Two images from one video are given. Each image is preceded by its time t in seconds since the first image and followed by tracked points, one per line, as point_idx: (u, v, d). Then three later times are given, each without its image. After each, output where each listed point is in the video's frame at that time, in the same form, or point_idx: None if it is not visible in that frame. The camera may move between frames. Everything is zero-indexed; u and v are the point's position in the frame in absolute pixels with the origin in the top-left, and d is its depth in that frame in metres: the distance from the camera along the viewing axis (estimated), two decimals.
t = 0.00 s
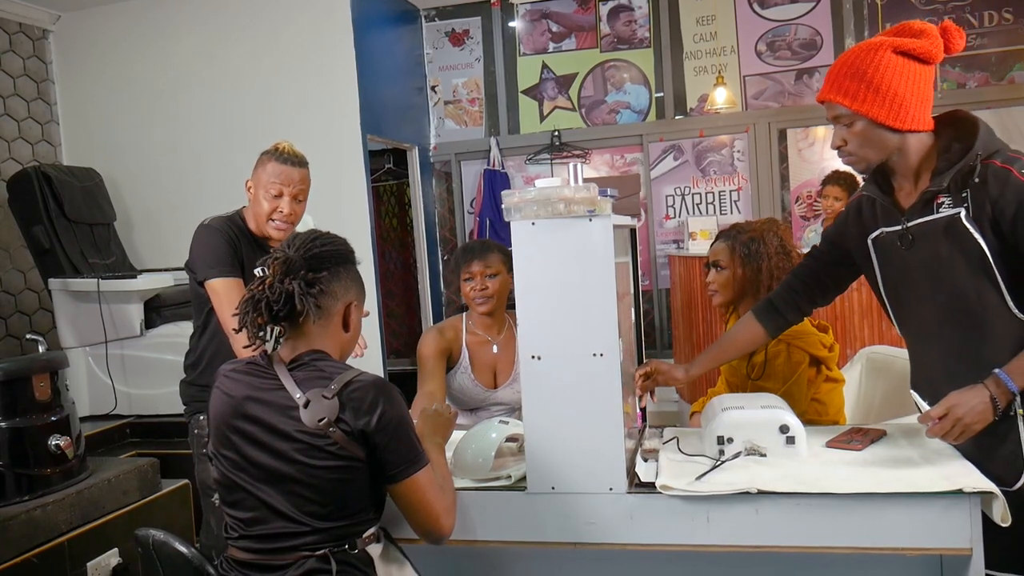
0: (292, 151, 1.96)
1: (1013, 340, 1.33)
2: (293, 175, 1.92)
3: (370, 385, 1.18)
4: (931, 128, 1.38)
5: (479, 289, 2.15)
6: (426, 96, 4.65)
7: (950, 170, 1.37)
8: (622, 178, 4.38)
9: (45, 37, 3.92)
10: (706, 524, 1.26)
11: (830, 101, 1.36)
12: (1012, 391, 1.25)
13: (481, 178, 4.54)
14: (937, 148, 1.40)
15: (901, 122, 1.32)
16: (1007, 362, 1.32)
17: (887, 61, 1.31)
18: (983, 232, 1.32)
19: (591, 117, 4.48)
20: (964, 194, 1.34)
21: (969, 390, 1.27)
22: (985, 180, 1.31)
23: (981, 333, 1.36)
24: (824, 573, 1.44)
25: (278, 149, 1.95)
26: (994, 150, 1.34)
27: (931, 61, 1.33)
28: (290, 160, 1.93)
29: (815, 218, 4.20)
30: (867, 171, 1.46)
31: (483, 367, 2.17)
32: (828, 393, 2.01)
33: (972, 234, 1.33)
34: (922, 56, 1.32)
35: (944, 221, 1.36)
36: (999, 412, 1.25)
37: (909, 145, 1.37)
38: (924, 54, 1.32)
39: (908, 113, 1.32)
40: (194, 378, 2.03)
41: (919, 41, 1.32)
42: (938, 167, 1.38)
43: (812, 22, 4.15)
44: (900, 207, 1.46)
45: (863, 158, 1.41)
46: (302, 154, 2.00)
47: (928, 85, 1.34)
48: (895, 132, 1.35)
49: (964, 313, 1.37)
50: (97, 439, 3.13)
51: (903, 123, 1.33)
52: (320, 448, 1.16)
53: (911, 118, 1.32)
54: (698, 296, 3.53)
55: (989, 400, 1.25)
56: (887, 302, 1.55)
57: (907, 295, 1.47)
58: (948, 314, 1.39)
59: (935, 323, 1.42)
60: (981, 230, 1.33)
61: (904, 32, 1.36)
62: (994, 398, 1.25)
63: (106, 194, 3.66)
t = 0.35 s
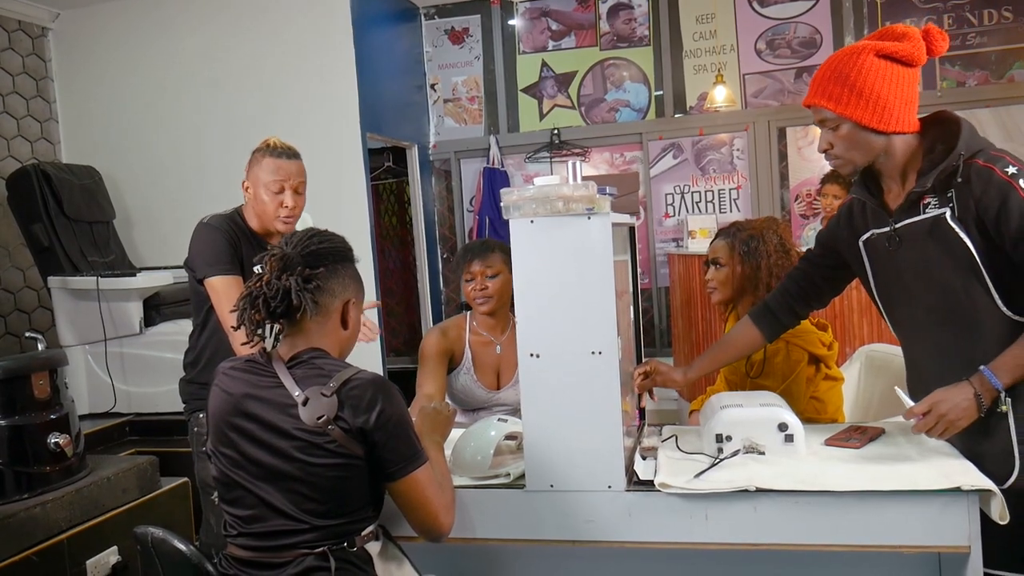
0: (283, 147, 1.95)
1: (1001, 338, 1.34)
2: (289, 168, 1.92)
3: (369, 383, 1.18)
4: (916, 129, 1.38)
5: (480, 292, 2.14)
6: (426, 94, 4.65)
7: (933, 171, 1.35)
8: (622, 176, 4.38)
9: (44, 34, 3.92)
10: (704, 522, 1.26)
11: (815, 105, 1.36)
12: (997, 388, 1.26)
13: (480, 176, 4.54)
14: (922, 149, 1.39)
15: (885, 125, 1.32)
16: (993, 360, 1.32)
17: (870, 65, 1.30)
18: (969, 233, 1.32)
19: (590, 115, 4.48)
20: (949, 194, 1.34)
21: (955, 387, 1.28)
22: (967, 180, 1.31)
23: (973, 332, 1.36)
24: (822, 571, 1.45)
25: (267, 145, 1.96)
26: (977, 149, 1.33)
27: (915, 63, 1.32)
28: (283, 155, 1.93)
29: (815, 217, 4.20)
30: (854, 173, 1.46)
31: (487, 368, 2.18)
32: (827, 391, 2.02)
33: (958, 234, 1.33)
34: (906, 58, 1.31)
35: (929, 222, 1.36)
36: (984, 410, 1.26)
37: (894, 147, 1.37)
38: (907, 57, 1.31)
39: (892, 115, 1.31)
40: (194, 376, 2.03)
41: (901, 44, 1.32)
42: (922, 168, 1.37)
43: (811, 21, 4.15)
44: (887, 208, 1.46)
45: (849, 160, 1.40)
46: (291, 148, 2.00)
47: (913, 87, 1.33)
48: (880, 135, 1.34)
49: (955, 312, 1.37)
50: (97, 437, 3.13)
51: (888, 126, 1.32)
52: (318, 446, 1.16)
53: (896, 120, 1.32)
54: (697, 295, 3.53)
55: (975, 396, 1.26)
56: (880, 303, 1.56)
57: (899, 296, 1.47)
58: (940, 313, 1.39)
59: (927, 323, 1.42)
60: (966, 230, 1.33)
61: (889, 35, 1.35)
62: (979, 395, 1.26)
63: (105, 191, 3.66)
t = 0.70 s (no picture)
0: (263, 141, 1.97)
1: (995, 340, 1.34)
2: (276, 156, 1.94)
3: (366, 381, 1.18)
4: (907, 131, 1.38)
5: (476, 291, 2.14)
6: (424, 93, 4.65)
7: (925, 171, 1.36)
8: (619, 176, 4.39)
9: (41, 33, 3.92)
10: (701, 521, 1.27)
11: (806, 109, 1.36)
12: (988, 389, 1.27)
13: (478, 175, 4.54)
14: (911, 150, 1.39)
15: (875, 127, 1.32)
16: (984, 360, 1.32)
17: (859, 68, 1.30)
18: (961, 234, 1.32)
19: (588, 115, 4.48)
20: (940, 194, 1.34)
21: (947, 387, 1.29)
22: (958, 180, 1.31)
23: (967, 332, 1.36)
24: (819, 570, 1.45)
25: (240, 143, 1.97)
26: (967, 150, 1.33)
27: (904, 65, 1.33)
28: (265, 145, 1.95)
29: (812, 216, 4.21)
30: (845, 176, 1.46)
31: (480, 367, 2.17)
32: (824, 390, 2.02)
33: (950, 235, 1.33)
34: (895, 60, 1.31)
35: (921, 223, 1.36)
36: (975, 411, 1.27)
37: (885, 148, 1.37)
38: (895, 59, 1.31)
39: (882, 117, 1.32)
40: (194, 375, 2.03)
41: (889, 46, 1.32)
42: (914, 169, 1.38)
43: (809, 20, 4.15)
44: (880, 210, 1.45)
45: (841, 164, 1.40)
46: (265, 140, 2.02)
47: (903, 89, 1.34)
48: (871, 137, 1.35)
49: (950, 313, 1.37)
50: (93, 435, 3.12)
51: (878, 128, 1.33)
52: (315, 445, 1.16)
53: (886, 122, 1.32)
54: (695, 294, 3.53)
55: (966, 396, 1.27)
56: (875, 303, 1.55)
57: (893, 296, 1.47)
58: (935, 314, 1.39)
59: (921, 323, 1.42)
60: (958, 230, 1.33)
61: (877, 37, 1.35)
62: (971, 395, 1.27)
63: (102, 190, 3.65)
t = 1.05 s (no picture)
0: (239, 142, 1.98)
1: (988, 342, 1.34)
2: (258, 155, 1.96)
3: (364, 380, 1.18)
4: (903, 130, 1.38)
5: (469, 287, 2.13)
6: (422, 92, 4.64)
7: (917, 173, 1.36)
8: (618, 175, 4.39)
9: (39, 32, 3.91)
10: (699, 520, 1.27)
11: (802, 110, 1.37)
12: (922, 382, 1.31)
13: (476, 174, 4.54)
14: (908, 150, 1.39)
15: (872, 128, 1.33)
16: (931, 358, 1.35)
17: (855, 68, 1.31)
18: (953, 236, 1.33)
19: (586, 114, 4.48)
20: (934, 196, 1.35)
21: (883, 372, 1.35)
22: (950, 182, 1.32)
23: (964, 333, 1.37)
24: (817, 570, 1.45)
25: (221, 146, 1.98)
26: (961, 151, 1.33)
27: (899, 65, 1.33)
28: (246, 144, 1.97)
29: (811, 215, 4.21)
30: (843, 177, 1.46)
31: (477, 366, 2.17)
32: (821, 388, 2.04)
33: (942, 237, 1.33)
34: (889, 60, 1.32)
35: (915, 225, 1.37)
36: (905, 400, 1.32)
37: (881, 148, 1.37)
38: (890, 59, 1.31)
39: (878, 117, 1.32)
40: (192, 374, 2.02)
41: (884, 46, 1.32)
42: (908, 170, 1.37)
43: (808, 19, 4.15)
44: (876, 211, 1.46)
45: (838, 164, 1.40)
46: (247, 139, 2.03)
47: (899, 89, 1.34)
48: (867, 137, 1.35)
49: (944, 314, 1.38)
50: (91, 434, 3.12)
51: (875, 128, 1.33)
52: (314, 444, 1.16)
53: (883, 123, 1.33)
54: (693, 293, 3.53)
55: (899, 381, 1.32)
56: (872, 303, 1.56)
57: (890, 297, 1.47)
58: (931, 314, 1.40)
59: (918, 324, 1.43)
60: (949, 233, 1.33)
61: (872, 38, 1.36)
62: (902, 385, 1.32)
63: (100, 189, 3.65)
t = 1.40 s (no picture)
0: (226, 148, 1.94)
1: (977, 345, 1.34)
2: (238, 169, 1.91)
3: (363, 379, 1.18)
4: (897, 130, 1.37)
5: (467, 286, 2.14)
6: (421, 94, 4.65)
7: (902, 178, 1.36)
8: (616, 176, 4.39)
9: (38, 33, 3.91)
10: (698, 521, 1.27)
11: (795, 115, 1.38)
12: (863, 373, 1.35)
13: (475, 175, 4.54)
14: (900, 151, 1.39)
15: (863, 131, 1.33)
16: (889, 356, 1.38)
17: (844, 72, 1.31)
18: (933, 243, 1.33)
19: (585, 115, 4.48)
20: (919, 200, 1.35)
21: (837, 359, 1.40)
22: (930, 187, 1.31)
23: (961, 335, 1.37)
24: (817, 570, 1.45)
25: (212, 149, 1.95)
26: (945, 154, 1.31)
27: (890, 66, 1.32)
28: (229, 154, 1.92)
29: (809, 216, 4.21)
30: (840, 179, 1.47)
31: (477, 367, 2.17)
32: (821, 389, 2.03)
33: (924, 243, 1.34)
34: (880, 63, 1.31)
35: (900, 229, 1.38)
36: (847, 385, 1.38)
37: (874, 150, 1.37)
38: (880, 62, 1.31)
39: (869, 120, 1.33)
40: (191, 376, 2.02)
41: (873, 48, 1.32)
42: (897, 173, 1.37)
43: (806, 20, 4.15)
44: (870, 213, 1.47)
45: (832, 167, 1.41)
46: (240, 144, 1.98)
47: (892, 90, 1.34)
48: (859, 140, 1.35)
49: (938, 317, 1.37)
50: (91, 436, 3.12)
51: (866, 131, 1.33)
52: (313, 445, 1.16)
53: (874, 125, 1.33)
54: (692, 294, 3.53)
55: (843, 368, 1.38)
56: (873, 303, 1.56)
57: (889, 298, 1.48)
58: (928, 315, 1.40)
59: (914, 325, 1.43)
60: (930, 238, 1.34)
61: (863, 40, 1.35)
62: (846, 372, 1.37)
63: (99, 190, 3.64)
